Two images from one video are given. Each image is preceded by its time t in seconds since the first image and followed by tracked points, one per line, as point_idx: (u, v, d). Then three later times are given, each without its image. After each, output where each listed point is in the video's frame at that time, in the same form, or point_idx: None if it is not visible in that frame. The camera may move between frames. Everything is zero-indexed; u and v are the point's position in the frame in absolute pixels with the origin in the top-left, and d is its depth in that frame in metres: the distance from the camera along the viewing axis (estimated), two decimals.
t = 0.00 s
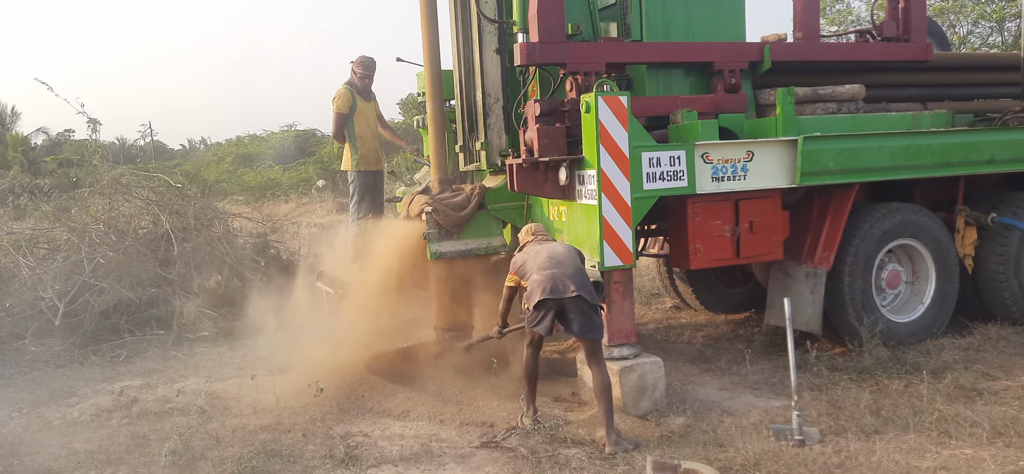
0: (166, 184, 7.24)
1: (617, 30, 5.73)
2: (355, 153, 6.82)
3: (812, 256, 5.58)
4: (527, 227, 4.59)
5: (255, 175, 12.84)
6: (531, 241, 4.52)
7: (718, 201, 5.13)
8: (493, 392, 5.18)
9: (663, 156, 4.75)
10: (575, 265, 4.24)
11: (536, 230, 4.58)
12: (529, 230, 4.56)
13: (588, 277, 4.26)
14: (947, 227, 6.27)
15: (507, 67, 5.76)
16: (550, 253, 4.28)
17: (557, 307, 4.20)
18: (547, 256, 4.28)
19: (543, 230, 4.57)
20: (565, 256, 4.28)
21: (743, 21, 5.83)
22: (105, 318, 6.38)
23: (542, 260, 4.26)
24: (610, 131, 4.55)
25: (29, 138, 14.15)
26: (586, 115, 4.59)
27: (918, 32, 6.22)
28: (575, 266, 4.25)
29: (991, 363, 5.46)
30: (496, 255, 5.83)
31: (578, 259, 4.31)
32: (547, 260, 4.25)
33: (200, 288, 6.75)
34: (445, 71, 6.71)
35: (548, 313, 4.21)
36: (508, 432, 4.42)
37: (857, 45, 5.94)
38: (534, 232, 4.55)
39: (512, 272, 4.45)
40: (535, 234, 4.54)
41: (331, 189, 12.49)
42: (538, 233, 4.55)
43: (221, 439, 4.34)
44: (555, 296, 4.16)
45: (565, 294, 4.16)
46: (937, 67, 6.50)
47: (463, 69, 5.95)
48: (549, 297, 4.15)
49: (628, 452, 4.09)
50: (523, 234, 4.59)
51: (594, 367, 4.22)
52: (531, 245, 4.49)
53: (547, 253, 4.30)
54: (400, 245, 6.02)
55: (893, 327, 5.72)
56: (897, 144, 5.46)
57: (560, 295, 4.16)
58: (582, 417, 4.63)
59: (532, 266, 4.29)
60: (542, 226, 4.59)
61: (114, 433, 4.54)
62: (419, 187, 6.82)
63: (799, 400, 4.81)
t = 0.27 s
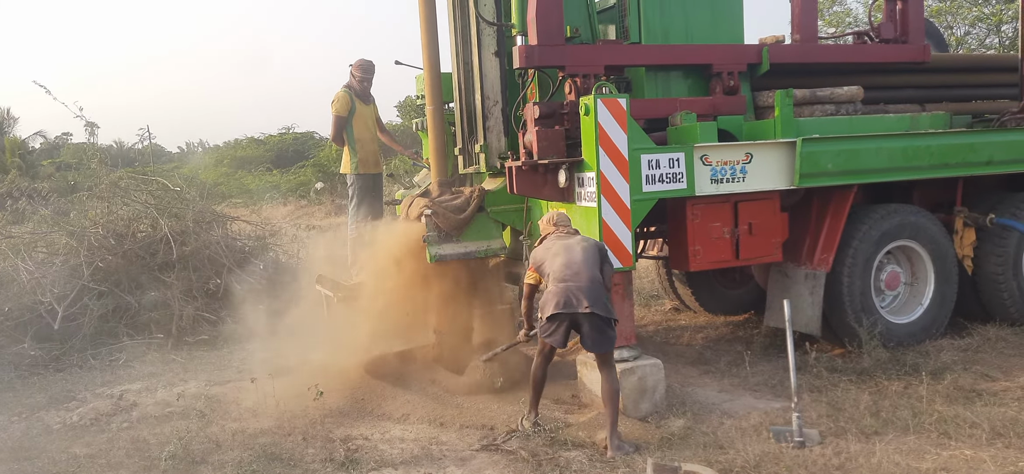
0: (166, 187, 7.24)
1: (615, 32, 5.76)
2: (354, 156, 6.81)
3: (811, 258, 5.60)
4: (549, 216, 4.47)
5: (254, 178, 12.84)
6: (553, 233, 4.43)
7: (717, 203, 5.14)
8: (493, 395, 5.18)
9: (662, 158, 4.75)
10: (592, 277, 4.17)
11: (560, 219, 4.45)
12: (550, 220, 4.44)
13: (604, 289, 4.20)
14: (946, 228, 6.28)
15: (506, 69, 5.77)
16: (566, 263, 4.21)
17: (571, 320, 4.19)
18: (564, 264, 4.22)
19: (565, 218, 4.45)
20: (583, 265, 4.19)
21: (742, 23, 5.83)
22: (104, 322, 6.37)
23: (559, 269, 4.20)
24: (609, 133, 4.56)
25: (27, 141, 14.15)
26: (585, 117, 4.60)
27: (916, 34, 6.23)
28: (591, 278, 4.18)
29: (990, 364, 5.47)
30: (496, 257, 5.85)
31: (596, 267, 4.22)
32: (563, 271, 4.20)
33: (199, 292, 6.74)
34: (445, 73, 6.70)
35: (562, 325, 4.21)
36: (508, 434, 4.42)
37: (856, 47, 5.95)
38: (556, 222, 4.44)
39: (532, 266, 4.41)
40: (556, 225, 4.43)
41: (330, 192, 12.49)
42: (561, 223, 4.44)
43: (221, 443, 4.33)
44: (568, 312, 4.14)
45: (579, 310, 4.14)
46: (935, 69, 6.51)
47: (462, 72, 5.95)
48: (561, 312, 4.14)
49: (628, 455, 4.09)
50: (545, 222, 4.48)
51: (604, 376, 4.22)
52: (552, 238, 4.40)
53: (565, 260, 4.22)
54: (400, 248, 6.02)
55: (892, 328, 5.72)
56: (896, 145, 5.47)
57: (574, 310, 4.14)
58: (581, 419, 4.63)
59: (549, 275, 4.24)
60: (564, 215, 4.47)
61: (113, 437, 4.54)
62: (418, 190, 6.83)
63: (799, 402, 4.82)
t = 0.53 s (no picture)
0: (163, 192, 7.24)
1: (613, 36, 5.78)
2: (351, 161, 6.81)
3: (808, 262, 5.62)
4: (560, 202, 4.43)
5: (251, 182, 12.83)
6: (567, 222, 4.40)
7: (715, 206, 5.14)
8: (491, 399, 5.18)
9: (660, 162, 4.76)
10: (600, 286, 4.14)
11: (573, 205, 4.41)
12: (563, 207, 4.41)
13: (613, 297, 4.17)
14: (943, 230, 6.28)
15: (503, 73, 5.78)
16: (574, 269, 4.20)
17: (578, 329, 4.19)
18: (573, 270, 4.20)
19: (578, 204, 4.41)
20: (591, 273, 4.17)
21: (738, 27, 5.84)
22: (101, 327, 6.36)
23: (568, 276, 4.20)
24: (607, 137, 4.57)
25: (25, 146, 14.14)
26: (582, 122, 4.61)
27: (912, 37, 6.25)
28: (600, 286, 4.15)
29: (987, 367, 5.48)
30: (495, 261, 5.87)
31: (605, 274, 4.18)
32: (571, 279, 4.19)
33: (196, 297, 6.74)
34: (442, 77, 6.70)
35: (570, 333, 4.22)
36: (507, 439, 4.42)
37: (854, 50, 5.96)
38: (569, 209, 4.40)
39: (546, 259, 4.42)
40: (570, 213, 4.39)
41: (327, 196, 12.48)
42: (574, 210, 4.40)
43: (219, 449, 4.32)
44: (575, 323, 4.14)
45: (586, 319, 4.13)
46: (931, 72, 6.53)
47: (459, 76, 5.95)
48: (570, 323, 4.14)
49: (626, 459, 4.09)
50: (558, 208, 4.45)
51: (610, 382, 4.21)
52: (565, 230, 4.37)
53: (574, 266, 4.21)
54: (398, 252, 6.01)
55: (889, 331, 5.73)
56: (893, 149, 5.49)
57: (581, 321, 4.14)
58: (580, 423, 4.63)
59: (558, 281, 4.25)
60: (578, 202, 4.43)
61: (111, 443, 4.53)
62: (415, 194, 6.83)
63: (797, 406, 4.82)
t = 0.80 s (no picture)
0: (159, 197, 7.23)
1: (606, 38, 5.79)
2: (346, 164, 6.82)
3: (803, 262, 5.62)
4: (550, 201, 4.42)
5: (247, 186, 12.81)
6: (556, 221, 4.40)
7: (709, 207, 5.14)
8: (487, 402, 5.18)
9: (654, 164, 4.77)
10: (587, 284, 4.15)
11: (562, 205, 4.40)
12: (553, 206, 4.40)
13: (602, 294, 4.16)
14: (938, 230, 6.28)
15: (497, 76, 5.80)
16: (562, 269, 4.21)
17: (568, 328, 4.20)
18: (561, 269, 4.22)
19: (568, 203, 4.40)
20: (578, 271, 4.17)
21: (732, 29, 5.86)
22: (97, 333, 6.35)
23: (556, 276, 4.22)
24: (601, 140, 4.57)
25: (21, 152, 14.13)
26: (577, 124, 4.61)
27: (906, 37, 6.27)
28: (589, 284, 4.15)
29: (983, 366, 5.49)
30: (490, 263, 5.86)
31: (593, 271, 4.17)
32: (559, 279, 4.20)
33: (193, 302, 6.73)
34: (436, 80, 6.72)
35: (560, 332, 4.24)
36: (502, 442, 4.42)
37: (848, 50, 5.98)
38: (558, 209, 4.40)
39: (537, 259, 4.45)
40: (559, 211, 4.39)
41: (324, 200, 12.48)
42: (564, 209, 4.39)
43: (215, 454, 4.32)
44: (564, 323, 4.16)
45: (575, 319, 4.15)
46: (925, 72, 6.54)
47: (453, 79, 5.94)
48: (559, 323, 4.16)
49: (622, 461, 4.10)
50: (548, 207, 4.44)
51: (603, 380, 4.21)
52: (554, 230, 4.37)
53: (562, 265, 4.22)
54: (393, 256, 6.01)
55: (885, 331, 5.73)
56: (886, 149, 5.50)
57: (570, 320, 4.16)
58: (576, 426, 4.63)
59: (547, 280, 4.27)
60: (567, 200, 4.42)
61: (107, 449, 4.52)
62: (411, 197, 6.84)
63: (792, 406, 4.82)
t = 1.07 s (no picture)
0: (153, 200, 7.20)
1: (599, 38, 5.77)
2: (340, 166, 6.80)
3: (799, 262, 5.59)
4: (521, 206, 4.40)
5: (244, 188, 12.77)
6: (528, 224, 4.38)
7: (704, 207, 5.11)
8: (481, 404, 5.15)
9: (648, 164, 4.74)
10: (563, 280, 4.13)
11: (533, 210, 4.39)
12: (524, 211, 4.39)
13: (577, 289, 4.15)
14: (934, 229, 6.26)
15: (490, 77, 5.78)
16: (536, 267, 4.19)
17: (547, 326, 4.19)
18: (535, 268, 4.19)
19: (538, 208, 4.39)
20: (553, 268, 4.15)
21: (726, 27, 5.83)
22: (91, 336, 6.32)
23: (530, 274, 4.19)
24: (594, 140, 4.54)
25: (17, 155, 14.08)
26: (570, 124, 4.58)
27: (902, 35, 6.22)
28: (563, 281, 4.13)
29: (979, 365, 5.46)
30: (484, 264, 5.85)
31: (568, 267, 4.16)
32: (534, 277, 4.18)
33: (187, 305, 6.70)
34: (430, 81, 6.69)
35: (537, 331, 4.22)
36: (496, 444, 4.39)
37: (842, 49, 5.95)
38: (529, 213, 4.38)
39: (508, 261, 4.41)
40: (530, 216, 4.38)
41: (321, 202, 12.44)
42: (536, 212, 4.38)
43: (208, 457, 4.29)
44: (542, 320, 4.14)
45: (552, 315, 4.13)
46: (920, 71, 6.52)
47: (447, 80, 5.91)
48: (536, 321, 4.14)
49: (615, 463, 4.07)
50: (519, 212, 4.42)
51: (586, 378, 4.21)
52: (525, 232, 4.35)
53: (535, 264, 4.20)
54: (387, 258, 5.98)
55: (881, 331, 5.71)
56: (882, 148, 5.47)
57: (547, 317, 4.13)
58: (570, 428, 4.60)
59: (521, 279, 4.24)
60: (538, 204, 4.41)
61: (99, 453, 4.49)
62: (405, 199, 6.80)
63: (788, 407, 4.80)
